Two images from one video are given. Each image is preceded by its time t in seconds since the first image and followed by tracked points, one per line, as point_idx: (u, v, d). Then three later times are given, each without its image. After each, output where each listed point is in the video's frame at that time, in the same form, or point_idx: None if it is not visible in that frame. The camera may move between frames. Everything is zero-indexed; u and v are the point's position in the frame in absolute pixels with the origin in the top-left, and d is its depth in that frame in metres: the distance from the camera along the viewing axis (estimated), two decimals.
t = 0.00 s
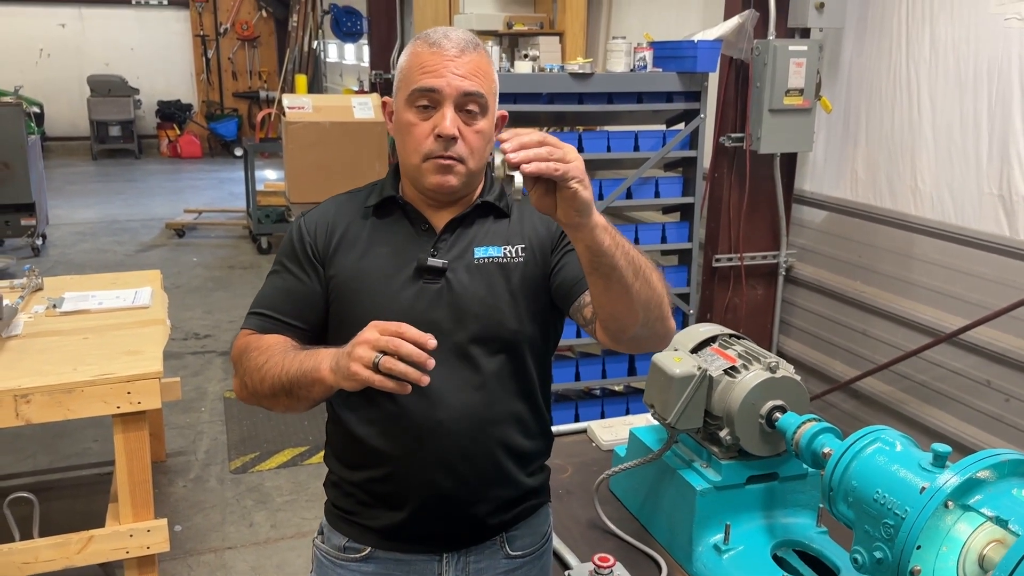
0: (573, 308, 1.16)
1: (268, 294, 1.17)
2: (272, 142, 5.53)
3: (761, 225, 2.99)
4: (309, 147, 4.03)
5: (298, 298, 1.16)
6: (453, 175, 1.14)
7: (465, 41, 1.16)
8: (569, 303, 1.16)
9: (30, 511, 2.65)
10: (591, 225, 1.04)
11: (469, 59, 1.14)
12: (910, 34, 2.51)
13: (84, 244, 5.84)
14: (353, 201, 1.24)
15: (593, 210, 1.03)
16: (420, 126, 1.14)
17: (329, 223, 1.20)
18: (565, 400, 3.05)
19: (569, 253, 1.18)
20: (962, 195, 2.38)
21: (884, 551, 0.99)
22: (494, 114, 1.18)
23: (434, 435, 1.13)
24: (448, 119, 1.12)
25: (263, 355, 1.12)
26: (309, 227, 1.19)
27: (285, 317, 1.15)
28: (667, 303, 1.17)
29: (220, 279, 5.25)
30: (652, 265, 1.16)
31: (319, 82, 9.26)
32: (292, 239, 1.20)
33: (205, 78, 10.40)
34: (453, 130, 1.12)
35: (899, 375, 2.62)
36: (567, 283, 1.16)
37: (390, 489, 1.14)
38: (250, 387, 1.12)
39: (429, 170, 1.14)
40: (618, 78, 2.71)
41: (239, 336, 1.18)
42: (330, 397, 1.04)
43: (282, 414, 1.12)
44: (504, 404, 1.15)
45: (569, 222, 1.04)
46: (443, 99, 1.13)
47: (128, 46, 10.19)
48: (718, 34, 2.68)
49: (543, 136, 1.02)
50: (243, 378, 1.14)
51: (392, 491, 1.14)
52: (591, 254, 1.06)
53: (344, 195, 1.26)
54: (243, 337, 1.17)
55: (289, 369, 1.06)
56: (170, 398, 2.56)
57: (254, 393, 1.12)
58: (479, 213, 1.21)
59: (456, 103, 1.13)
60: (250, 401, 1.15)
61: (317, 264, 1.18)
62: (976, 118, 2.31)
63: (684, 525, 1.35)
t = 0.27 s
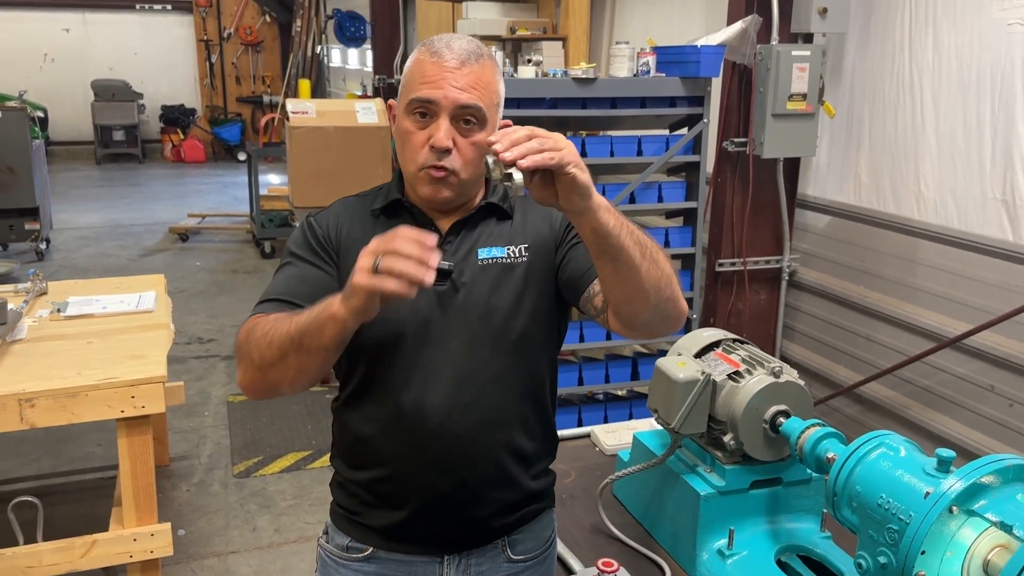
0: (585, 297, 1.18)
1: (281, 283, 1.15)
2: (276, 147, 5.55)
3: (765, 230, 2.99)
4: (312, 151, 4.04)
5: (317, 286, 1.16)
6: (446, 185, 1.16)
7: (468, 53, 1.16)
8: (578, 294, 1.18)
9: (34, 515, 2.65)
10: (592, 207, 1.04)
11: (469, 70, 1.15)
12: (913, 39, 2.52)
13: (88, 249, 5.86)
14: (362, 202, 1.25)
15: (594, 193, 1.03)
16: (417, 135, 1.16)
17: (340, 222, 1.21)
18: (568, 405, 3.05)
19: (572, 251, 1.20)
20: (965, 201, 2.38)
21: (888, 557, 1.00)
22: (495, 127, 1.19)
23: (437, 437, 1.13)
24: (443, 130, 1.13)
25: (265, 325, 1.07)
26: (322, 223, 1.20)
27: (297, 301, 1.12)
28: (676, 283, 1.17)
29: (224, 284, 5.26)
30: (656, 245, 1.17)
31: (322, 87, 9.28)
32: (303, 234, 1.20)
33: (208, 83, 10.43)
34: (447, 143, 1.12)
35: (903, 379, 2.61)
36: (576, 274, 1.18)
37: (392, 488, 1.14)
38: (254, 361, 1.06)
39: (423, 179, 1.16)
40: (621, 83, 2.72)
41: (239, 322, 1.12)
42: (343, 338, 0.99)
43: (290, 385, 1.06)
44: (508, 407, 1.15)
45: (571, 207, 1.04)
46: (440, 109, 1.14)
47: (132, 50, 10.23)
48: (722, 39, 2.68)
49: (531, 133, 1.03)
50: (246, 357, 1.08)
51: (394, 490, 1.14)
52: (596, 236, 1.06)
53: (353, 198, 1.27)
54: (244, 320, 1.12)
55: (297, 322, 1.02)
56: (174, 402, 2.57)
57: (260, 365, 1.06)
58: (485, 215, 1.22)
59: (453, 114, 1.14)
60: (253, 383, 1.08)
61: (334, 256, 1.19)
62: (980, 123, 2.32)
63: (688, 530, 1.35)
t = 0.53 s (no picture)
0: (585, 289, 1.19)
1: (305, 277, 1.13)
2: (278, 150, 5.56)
3: (768, 233, 2.99)
4: (315, 155, 4.05)
5: (344, 275, 1.15)
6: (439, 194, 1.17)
7: (464, 60, 1.15)
8: (576, 289, 1.20)
9: (38, 517, 2.65)
10: (581, 207, 1.04)
11: (465, 78, 1.14)
12: (916, 42, 2.52)
13: (91, 251, 5.87)
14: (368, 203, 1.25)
15: (583, 194, 1.03)
16: (411, 142, 1.16)
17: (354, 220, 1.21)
18: (571, 408, 3.05)
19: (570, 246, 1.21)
20: (969, 204, 2.38)
21: (893, 561, 1.00)
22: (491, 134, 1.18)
23: (447, 439, 1.13)
24: (436, 139, 1.13)
25: (312, 308, 1.05)
26: (335, 220, 1.20)
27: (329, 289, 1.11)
28: (672, 275, 1.18)
29: (227, 287, 5.27)
30: (649, 239, 1.17)
31: (325, 91, 9.30)
32: (316, 233, 1.18)
33: (211, 86, 10.45)
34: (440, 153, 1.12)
35: (906, 383, 2.61)
36: (575, 269, 1.19)
37: (402, 489, 1.15)
38: (303, 345, 1.03)
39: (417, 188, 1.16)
40: (624, 86, 2.72)
41: (272, 320, 1.09)
42: (403, 301, 0.99)
43: (345, 365, 1.03)
44: (518, 405, 1.16)
45: (560, 210, 1.04)
46: (434, 117, 1.14)
47: (135, 54, 10.26)
48: (725, 42, 2.69)
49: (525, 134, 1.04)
50: (292, 346, 1.05)
51: (404, 491, 1.15)
52: (588, 236, 1.06)
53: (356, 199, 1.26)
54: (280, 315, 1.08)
55: (349, 294, 1.00)
56: (177, 405, 2.57)
57: (312, 348, 1.03)
58: (486, 214, 1.24)
59: (447, 122, 1.14)
60: (303, 371, 1.05)
61: (355, 249, 1.19)
62: (983, 126, 2.32)
63: (692, 534, 1.35)
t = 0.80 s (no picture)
0: (595, 287, 1.22)
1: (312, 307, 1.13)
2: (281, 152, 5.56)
3: (771, 236, 2.99)
4: (319, 157, 4.05)
5: (351, 298, 1.14)
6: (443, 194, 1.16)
7: (456, 59, 1.15)
8: (585, 289, 1.23)
9: (40, 519, 2.65)
10: (591, 220, 1.06)
11: (459, 76, 1.14)
12: (919, 45, 2.52)
13: (93, 254, 5.88)
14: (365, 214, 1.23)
15: (591, 206, 1.05)
16: (409, 144, 1.15)
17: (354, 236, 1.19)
18: (574, 410, 3.04)
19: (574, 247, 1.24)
20: (973, 206, 2.38)
21: (899, 563, 1.00)
22: (488, 131, 1.19)
23: (459, 442, 1.12)
24: (436, 138, 1.13)
25: (333, 349, 1.04)
26: (334, 238, 1.19)
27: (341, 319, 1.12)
28: (682, 273, 1.22)
29: (229, 289, 5.27)
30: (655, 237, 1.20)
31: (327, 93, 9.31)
32: (314, 251, 1.17)
33: (213, 88, 10.47)
34: (440, 151, 1.12)
35: (910, 386, 2.61)
36: (584, 267, 1.21)
37: (412, 493, 1.14)
38: (326, 386, 1.04)
39: (417, 189, 1.17)
40: (627, 88, 2.73)
41: (291, 360, 1.09)
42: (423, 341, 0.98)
43: (371, 403, 1.04)
44: (527, 406, 1.16)
45: (570, 223, 1.07)
46: (431, 118, 1.14)
47: (137, 56, 10.28)
48: (728, 45, 2.70)
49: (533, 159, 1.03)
50: (315, 388, 1.05)
51: (414, 495, 1.14)
52: (599, 245, 1.09)
53: (353, 209, 1.25)
54: (300, 354, 1.08)
55: (368, 336, 0.99)
56: (180, 407, 2.57)
57: (336, 392, 1.03)
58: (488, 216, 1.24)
59: (445, 122, 1.14)
60: (330, 411, 1.06)
61: (358, 266, 1.18)
62: (986, 128, 2.32)
63: (697, 537, 1.35)
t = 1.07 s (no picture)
0: (594, 308, 1.21)
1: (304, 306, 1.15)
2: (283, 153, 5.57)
3: (774, 238, 2.99)
4: (322, 157, 4.04)
5: (342, 300, 1.15)
6: (439, 186, 1.15)
7: (430, 49, 1.16)
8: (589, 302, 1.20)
9: (43, 520, 2.66)
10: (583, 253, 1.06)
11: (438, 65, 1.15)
12: (922, 46, 2.52)
13: (95, 255, 5.89)
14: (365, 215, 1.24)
15: (582, 240, 1.04)
16: (398, 143, 1.15)
17: (351, 238, 1.20)
18: (576, 411, 3.04)
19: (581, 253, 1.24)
20: (976, 208, 2.37)
21: (904, 566, 1.00)
22: (474, 117, 1.18)
23: (458, 449, 1.13)
24: (423, 130, 1.12)
25: (314, 344, 1.06)
26: (331, 239, 1.20)
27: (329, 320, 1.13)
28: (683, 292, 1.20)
29: (231, 290, 5.27)
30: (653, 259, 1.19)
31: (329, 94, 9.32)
32: (312, 250, 1.19)
33: (215, 90, 10.49)
34: (429, 140, 1.11)
35: (913, 388, 2.60)
36: (583, 288, 1.20)
37: (412, 497, 1.14)
38: (305, 382, 1.05)
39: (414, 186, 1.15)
40: (629, 90, 2.72)
41: (278, 355, 1.11)
42: (397, 338, 0.99)
43: (346, 402, 1.04)
44: (526, 415, 1.16)
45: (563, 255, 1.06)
46: (415, 111, 1.14)
47: (139, 58, 10.29)
48: (730, 46, 2.69)
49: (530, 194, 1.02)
50: (295, 383, 1.07)
51: (413, 499, 1.14)
52: (591, 275, 1.09)
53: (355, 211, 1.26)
54: (285, 350, 1.11)
55: (347, 331, 1.01)
56: (182, 409, 2.57)
57: (312, 385, 1.05)
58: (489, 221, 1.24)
59: (429, 113, 1.14)
60: (307, 408, 1.07)
61: (353, 269, 1.19)
62: (989, 130, 2.31)
63: (701, 539, 1.35)
